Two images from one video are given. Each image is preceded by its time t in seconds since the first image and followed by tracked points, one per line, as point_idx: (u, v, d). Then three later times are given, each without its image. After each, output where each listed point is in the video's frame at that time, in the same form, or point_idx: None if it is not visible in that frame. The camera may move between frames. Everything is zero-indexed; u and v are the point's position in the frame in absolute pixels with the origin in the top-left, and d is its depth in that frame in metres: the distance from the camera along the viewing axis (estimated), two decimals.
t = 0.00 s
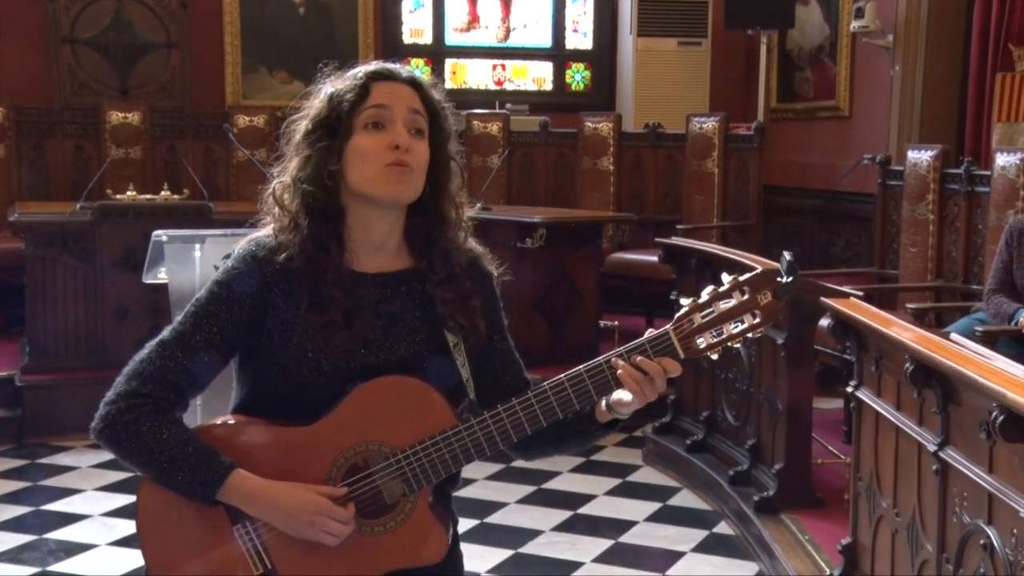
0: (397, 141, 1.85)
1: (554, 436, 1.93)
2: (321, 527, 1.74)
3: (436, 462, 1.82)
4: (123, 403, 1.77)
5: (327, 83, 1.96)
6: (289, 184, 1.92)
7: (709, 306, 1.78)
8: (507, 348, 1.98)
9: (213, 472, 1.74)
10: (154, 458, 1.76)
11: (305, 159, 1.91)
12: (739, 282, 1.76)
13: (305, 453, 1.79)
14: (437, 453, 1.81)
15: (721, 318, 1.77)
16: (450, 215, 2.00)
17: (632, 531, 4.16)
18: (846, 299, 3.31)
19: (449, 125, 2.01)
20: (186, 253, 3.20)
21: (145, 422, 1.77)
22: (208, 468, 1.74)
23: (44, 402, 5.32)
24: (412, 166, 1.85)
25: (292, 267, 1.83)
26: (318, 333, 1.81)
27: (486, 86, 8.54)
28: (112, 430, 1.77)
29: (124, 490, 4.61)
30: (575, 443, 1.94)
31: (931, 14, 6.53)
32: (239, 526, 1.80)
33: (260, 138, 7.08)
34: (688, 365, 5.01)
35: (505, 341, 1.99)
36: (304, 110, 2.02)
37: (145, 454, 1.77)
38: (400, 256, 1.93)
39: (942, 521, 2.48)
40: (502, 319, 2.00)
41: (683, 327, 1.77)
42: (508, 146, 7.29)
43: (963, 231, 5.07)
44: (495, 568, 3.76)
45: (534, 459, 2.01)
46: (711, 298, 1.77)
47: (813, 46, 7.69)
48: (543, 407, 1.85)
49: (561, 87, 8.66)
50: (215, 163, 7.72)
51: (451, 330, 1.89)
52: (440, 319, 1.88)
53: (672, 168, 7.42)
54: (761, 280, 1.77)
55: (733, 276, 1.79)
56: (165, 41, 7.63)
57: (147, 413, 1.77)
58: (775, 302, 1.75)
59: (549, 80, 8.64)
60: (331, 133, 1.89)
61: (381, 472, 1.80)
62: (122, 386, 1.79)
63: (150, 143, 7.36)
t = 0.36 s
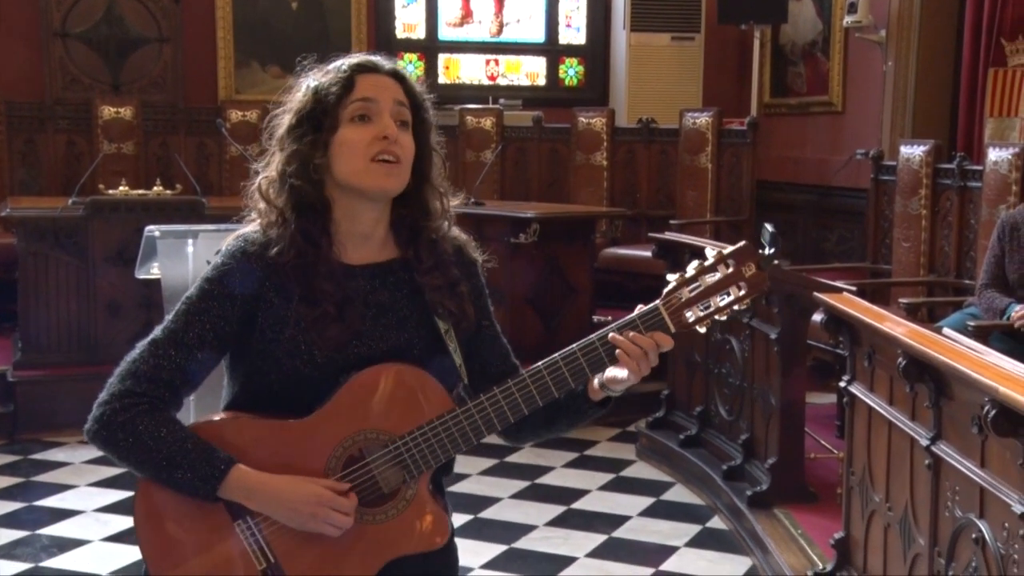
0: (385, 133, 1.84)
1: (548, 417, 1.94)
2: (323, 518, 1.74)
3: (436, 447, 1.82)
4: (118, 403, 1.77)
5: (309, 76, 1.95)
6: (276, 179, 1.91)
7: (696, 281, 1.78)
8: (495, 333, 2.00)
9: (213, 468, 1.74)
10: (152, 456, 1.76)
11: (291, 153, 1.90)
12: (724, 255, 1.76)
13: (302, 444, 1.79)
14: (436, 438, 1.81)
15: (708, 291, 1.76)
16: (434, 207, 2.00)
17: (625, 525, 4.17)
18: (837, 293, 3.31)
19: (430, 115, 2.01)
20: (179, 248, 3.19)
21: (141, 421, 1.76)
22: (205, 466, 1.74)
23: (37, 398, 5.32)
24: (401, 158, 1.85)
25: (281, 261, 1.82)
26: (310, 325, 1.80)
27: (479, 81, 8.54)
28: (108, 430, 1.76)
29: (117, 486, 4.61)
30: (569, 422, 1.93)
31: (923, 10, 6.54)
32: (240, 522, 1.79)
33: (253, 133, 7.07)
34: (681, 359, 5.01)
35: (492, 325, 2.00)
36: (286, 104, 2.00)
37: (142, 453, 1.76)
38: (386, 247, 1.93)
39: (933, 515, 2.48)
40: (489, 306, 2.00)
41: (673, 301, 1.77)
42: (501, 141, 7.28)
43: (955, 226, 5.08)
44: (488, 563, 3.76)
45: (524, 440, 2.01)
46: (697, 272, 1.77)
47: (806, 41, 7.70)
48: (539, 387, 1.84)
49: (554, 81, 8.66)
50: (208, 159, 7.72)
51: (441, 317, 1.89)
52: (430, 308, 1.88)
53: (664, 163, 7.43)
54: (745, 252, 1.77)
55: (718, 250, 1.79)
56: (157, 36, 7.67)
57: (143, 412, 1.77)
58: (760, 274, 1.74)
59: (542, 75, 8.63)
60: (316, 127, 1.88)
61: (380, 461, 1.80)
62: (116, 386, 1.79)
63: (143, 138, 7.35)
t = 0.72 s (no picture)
0: (376, 126, 1.84)
1: (547, 405, 1.93)
2: (325, 512, 1.74)
3: (437, 435, 1.81)
4: (117, 402, 1.77)
5: (294, 73, 1.94)
6: (267, 178, 1.91)
7: (690, 262, 1.77)
8: (492, 325, 2.00)
9: (213, 465, 1.74)
10: (151, 454, 1.76)
11: (281, 152, 1.89)
12: (718, 236, 1.75)
13: (302, 437, 1.78)
14: (437, 428, 1.81)
15: (703, 272, 1.75)
16: (426, 197, 1.99)
17: (624, 522, 4.17)
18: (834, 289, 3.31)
19: (416, 106, 2.00)
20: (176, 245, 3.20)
21: (140, 419, 1.77)
22: (204, 464, 1.74)
23: (35, 395, 5.32)
24: (393, 150, 1.84)
25: (278, 261, 1.82)
26: (307, 320, 1.80)
27: (478, 78, 8.54)
28: (109, 430, 1.77)
29: (115, 483, 4.60)
30: (570, 408, 1.92)
31: (921, 7, 6.53)
32: (242, 518, 1.79)
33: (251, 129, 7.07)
34: (680, 356, 5.01)
35: (489, 315, 2.00)
36: (272, 103, 1.99)
37: (142, 451, 1.76)
38: (382, 240, 1.92)
39: (932, 510, 2.48)
40: (486, 297, 2.00)
41: (668, 283, 1.77)
42: (500, 137, 7.28)
43: (953, 222, 5.08)
44: (487, 560, 3.76)
45: (523, 429, 1.99)
46: (691, 253, 1.77)
47: (805, 38, 7.70)
48: (538, 373, 1.84)
49: (553, 78, 8.65)
50: (205, 156, 7.70)
51: (439, 309, 1.88)
52: (428, 300, 1.88)
53: (662, 160, 7.43)
54: (739, 232, 1.77)
55: (711, 232, 1.78)
56: (155, 32, 7.67)
57: (143, 410, 1.77)
58: (754, 253, 1.74)
59: (541, 72, 8.62)
60: (305, 125, 1.87)
61: (380, 452, 1.79)
62: (114, 386, 1.79)
63: (141, 134, 7.34)
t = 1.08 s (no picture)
0: (382, 127, 1.83)
1: (547, 405, 1.93)
2: (332, 511, 1.74)
3: (441, 434, 1.82)
4: (122, 401, 1.77)
5: (296, 73, 1.93)
6: (270, 179, 1.90)
7: (691, 262, 1.78)
8: (492, 324, 2.00)
9: (220, 463, 1.74)
10: (157, 453, 1.76)
11: (285, 153, 1.89)
12: (718, 237, 1.76)
13: (306, 436, 1.78)
14: (441, 426, 1.82)
15: (703, 273, 1.76)
16: (426, 196, 1.99)
17: (624, 522, 4.17)
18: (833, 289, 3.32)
19: (417, 104, 2.00)
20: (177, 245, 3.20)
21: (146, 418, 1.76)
22: (209, 464, 1.74)
23: (35, 395, 5.32)
24: (398, 152, 1.84)
25: (282, 262, 1.81)
26: (310, 320, 1.79)
27: (478, 77, 8.54)
28: (113, 429, 1.77)
29: (116, 483, 4.60)
30: (570, 407, 1.91)
31: (921, 6, 6.53)
32: (248, 516, 1.79)
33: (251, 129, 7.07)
34: (680, 355, 5.01)
35: (489, 313, 2.00)
36: (274, 102, 1.98)
37: (148, 450, 1.76)
38: (384, 239, 1.92)
39: (933, 511, 2.48)
40: (486, 295, 2.00)
41: (670, 283, 1.76)
42: (500, 137, 7.28)
43: (954, 223, 5.08)
44: (487, 560, 3.76)
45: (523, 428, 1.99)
46: (691, 254, 1.77)
47: (805, 38, 7.70)
48: (541, 372, 1.84)
49: (553, 78, 8.65)
50: (206, 156, 7.70)
51: (441, 307, 1.88)
52: (429, 299, 1.88)
53: (662, 160, 7.43)
54: (738, 233, 1.77)
55: (711, 232, 1.79)
56: (156, 32, 7.69)
57: (148, 409, 1.77)
58: (754, 253, 1.75)
59: (541, 72, 8.62)
60: (309, 126, 1.87)
61: (384, 451, 1.80)
62: (119, 384, 1.79)
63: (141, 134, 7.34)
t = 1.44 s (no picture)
0: (388, 129, 1.84)
1: (550, 404, 1.93)
2: (343, 510, 1.74)
3: (448, 433, 1.82)
4: (130, 403, 1.75)
5: (301, 72, 1.92)
6: (276, 179, 1.90)
7: (693, 262, 1.78)
8: (493, 323, 2.00)
9: (233, 464, 1.73)
10: (167, 454, 1.75)
11: (290, 153, 1.88)
12: (719, 237, 1.76)
13: (314, 435, 1.78)
14: (449, 426, 1.82)
15: (705, 273, 1.76)
16: (428, 195, 1.99)
17: (625, 522, 4.16)
18: (833, 289, 3.31)
19: (421, 104, 2.00)
20: (178, 244, 3.20)
21: (155, 420, 1.75)
22: (221, 463, 1.73)
23: (35, 395, 5.32)
24: (404, 152, 1.84)
25: (290, 262, 1.81)
26: (319, 320, 1.80)
27: (479, 78, 8.54)
28: (124, 431, 1.75)
29: (116, 482, 4.60)
30: (572, 405, 1.92)
31: (922, 7, 6.54)
32: (257, 516, 1.79)
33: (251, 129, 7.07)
34: (680, 355, 5.01)
35: (490, 312, 2.01)
36: (278, 102, 1.98)
37: (158, 452, 1.75)
38: (386, 239, 1.93)
39: (933, 511, 2.48)
40: (485, 294, 2.00)
41: (673, 283, 1.77)
42: (501, 137, 7.28)
43: (954, 223, 5.08)
44: (487, 560, 3.76)
45: (524, 426, 1.99)
46: (692, 254, 1.77)
47: (805, 38, 7.70)
48: (548, 371, 1.84)
49: (553, 78, 8.65)
50: (206, 156, 7.70)
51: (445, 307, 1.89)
52: (433, 299, 1.89)
53: (662, 159, 7.43)
54: (739, 234, 1.77)
55: (712, 232, 1.79)
56: (156, 32, 7.70)
57: (157, 411, 1.75)
58: (754, 253, 1.75)
59: (542, 72, 8.62)
60: (314, 125, 1.86)
61: (391, 451, 1.80)
62: (127, 387, 1.77)
63: (141, 134, 7.33)
